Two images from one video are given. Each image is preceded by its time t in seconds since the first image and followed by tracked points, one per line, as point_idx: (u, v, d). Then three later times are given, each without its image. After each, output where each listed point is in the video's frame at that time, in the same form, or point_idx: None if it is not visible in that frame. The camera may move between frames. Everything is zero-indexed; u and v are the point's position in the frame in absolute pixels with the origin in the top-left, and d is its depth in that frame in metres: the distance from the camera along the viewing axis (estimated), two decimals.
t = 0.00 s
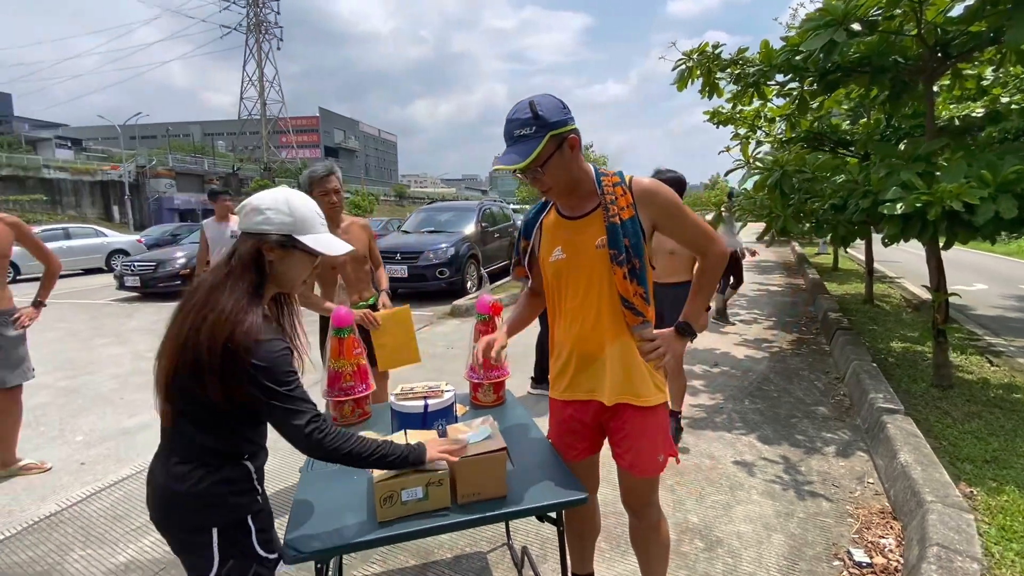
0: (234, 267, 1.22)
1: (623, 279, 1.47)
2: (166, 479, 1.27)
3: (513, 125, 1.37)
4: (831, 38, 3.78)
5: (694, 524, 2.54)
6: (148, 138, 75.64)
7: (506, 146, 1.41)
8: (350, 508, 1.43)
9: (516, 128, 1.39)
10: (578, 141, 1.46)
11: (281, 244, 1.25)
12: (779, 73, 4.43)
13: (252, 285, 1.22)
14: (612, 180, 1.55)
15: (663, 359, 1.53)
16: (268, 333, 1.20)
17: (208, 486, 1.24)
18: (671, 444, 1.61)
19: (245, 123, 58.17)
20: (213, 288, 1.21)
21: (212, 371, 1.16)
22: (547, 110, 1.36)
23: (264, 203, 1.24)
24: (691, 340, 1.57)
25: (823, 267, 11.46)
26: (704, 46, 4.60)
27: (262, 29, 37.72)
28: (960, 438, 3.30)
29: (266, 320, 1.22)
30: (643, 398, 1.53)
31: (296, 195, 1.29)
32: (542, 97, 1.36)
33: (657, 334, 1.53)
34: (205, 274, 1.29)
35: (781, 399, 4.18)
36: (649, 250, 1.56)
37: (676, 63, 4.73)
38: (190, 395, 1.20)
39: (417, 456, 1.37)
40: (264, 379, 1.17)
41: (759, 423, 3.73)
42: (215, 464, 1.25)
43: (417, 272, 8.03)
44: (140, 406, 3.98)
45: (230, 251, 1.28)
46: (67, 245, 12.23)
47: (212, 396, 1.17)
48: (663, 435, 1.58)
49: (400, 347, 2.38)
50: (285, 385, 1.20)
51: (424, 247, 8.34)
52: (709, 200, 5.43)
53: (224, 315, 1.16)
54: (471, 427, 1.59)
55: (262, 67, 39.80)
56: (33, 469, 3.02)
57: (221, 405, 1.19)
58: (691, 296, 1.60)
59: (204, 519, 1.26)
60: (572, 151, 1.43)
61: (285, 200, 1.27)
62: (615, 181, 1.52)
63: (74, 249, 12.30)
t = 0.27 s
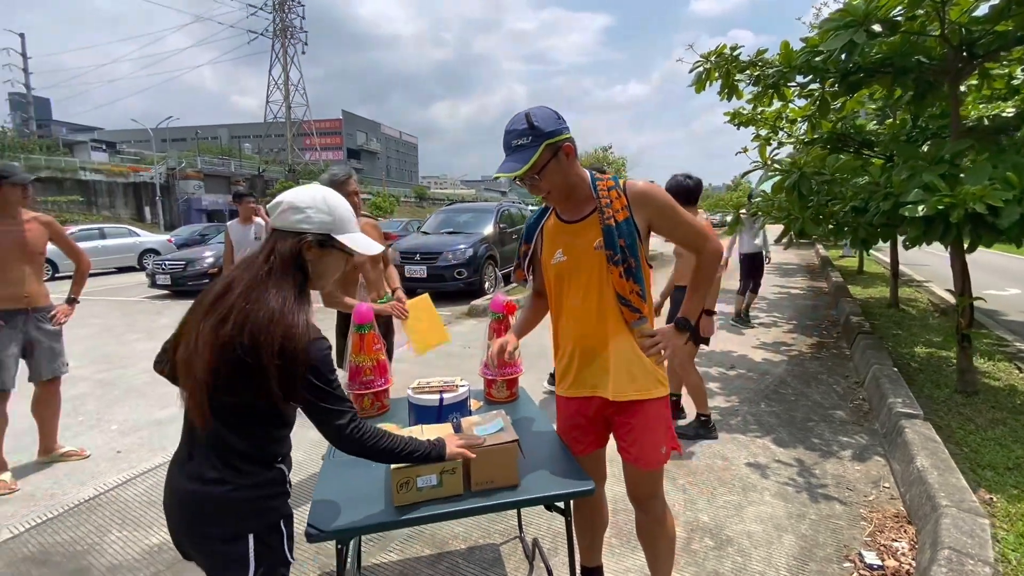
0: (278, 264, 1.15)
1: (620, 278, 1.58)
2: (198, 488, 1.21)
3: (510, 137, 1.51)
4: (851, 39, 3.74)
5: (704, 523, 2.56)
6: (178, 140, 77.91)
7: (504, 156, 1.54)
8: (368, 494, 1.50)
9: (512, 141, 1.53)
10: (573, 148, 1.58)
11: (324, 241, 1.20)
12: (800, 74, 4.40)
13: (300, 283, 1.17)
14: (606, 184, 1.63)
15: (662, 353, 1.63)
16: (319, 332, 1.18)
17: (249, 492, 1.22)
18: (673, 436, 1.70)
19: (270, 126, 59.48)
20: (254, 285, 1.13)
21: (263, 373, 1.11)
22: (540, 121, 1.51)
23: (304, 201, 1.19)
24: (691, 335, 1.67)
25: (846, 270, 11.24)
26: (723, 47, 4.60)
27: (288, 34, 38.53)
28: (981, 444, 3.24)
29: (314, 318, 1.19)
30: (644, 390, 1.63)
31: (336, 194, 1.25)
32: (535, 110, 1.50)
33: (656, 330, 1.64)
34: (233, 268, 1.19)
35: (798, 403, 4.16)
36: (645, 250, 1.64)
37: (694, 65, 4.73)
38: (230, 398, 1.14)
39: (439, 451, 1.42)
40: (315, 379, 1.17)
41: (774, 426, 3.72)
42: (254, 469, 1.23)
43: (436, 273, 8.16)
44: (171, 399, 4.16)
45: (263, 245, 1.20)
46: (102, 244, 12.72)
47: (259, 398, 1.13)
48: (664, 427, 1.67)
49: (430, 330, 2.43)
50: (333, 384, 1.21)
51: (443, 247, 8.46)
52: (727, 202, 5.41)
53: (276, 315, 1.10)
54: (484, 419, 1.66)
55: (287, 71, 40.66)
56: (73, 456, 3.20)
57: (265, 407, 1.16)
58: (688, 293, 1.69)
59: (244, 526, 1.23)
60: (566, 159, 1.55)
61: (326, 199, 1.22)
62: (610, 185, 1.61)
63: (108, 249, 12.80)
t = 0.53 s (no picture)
0: (293, 264, 1.20)
1: (621, 277, 1.61)
2: (223, 488, 1.25)
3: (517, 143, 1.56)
4: (871, 39, 3.69)
5: (714, 525, 2.57)
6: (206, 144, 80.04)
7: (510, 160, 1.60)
8: (378, 488, 1.56)
9: (518, 147, 1.59)
10: (576, 153, 1.65)
11: (335, 241, 1.25)
12: (819, 75, 4.34)
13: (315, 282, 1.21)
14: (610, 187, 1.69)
15: (665, 352, 1.68)
16: (337, 328, 1.23)
17: (274, 489, 1.27)
18: (675, 434, 1.75)
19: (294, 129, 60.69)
20: (271, 286, 1.17)
21: (287, 370, 1.15)
22: (545, 127, 1.57)
23: (318, 203, 1.23)
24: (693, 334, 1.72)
25: (872, 274, 10.98)
26: (740, 49, 4.57)
27: (311, 39, 39.24)
28: (1005, 453, 3.16)
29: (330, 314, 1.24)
30: (648, 388, 1.67)
31: (348, 197, 1.29)
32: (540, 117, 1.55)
33: (660, 330, 1.70)
34: (246, 271, 1.22)
35: (815, 408, 4.10)
36: (647, 251, 1.68)
37: (710, 67, 4.71)
38: (254, 398, 1.18)
39: (448, 449, 1.46)
40: (336, 373, 1.22)
41: (789, 430, 3.68)
42: (278, 466, 1.28)
43: (453, 274, 8.24)
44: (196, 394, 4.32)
45: (274, 247, 1.24)
46: (134, 245, 13.17)
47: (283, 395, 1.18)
48: (667, 426, 1.71)
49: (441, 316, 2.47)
50: (351, 378, 1.27)
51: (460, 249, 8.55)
52: (745, 204, 5.36)
53: (295, 314, 1.15)
54: (492, 417, 1.70)
55: (311, 75, 41.44)
56: (104, 446, 3.36)
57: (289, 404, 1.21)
58: (691, 294, 1.75)
59: (270, 522, 1.28)
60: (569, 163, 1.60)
61: (337, 202, 1.27)
62: (612, 188, 1.67)
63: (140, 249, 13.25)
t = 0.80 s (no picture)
0: (284, 265, 1.22)
1: (621, 281, 1.60)
2: (225, 488, 1.24)
3: (518, 144, 1.56)
4: (889, 38, 3.60)
5: (720, 534, 2.53)
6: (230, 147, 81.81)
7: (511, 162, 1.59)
8: (375, 490, 1.57)
9: (519, 150, 1.58)
10: (578, 157, 1.63)
11: (327, 241, 1.27)
12: (836, 76, 4.24)
13: (307, 282, 1.23)
14: (611, 193, 1.67)
15: (666, 357, 1.67)
16: (331, 328, 1.24)
17: (275, 489, 1.26)
18: (675, 442, 1.72)
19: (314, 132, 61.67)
20: (263, 288, 1.19)
21: (281, 371, 1.17)
22: (546, 131, 1.55)
23: (312, 204, 1.25)
24: (694, 340, 1.70)
25: (895, 278, 10.70)
26: (755, 50, 4.50)
27: (332, 43, 39.82)
28: None
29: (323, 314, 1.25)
30: (647, 394, 1.66)
31: (341, 198, 1.31)
32: (544, 120, 1.56)
33: (660, 335, 1.69)
34: (240, 275, 1.25)
35: (830, 415, 4.01)
36: (648, 255, 1.66)
37: (725, 68, 4.64)
38: (250, 400, 1.18)
39: (443, 454, 1.46)
40: (331, 372, 1.23)
41: (802, 438, 3.60)
42: (279, 466, 1.27)
43: (466, 276, 8.27)
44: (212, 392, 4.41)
45: (266, 250, 1.26)
46: (158, 245, 13.52)
47: (279, 396, 1.18)
48: (667, 433, 1.69)
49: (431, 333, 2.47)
50: (346, 377, 1.27)
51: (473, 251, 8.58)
52: (760, 207, 5.28)
53: (287, 314, 1.16)
54: (489, 421, 1.71)
55: (331, 79, 42.08)
56: (122, 442, 3.46)
57: (285, 405, 1.20)
58: (692, 300, 1.72)
59: (271, 522, 1.27)
60: (571, 165, 1.60)
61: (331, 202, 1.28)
62: (614, 193, 1.66)
63: (164, 249, 13.60)
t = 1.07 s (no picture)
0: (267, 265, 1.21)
1: (617, 285, 1.55)
2: (212, 489, 1.23)
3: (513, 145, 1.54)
4: (906, 34, 3.49)
5: (724, 543, 2.46)
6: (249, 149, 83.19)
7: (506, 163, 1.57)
8: (364, 493, 1.56)
9: (514, 150, 1.54)
10: (574, 156, 1.59)
11: (312, 241, 1.26)
12: (852, 74, 4.12)
13: (289, 283, 1.22)
14: (609, 194, 1.63)
15: (665, 362, 1.61)
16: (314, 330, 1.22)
17: (261, 491, 1.25)
18: (672, 448, 1.67)
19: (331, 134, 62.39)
20: (245, 289, 1.18)
21: (262, 373, 1.15)
22: (541, 130, 1.51)
23: (296, 204, 1.24)
24: (693, 345, 1.65)
25: (916, 281, 10.42)
26: (767, 48, 4.41)
27: (348, 46, 40.26)
28: None
29: (306, 315, 1.23)
30: (644, 400, 1.60)
31: (327, 196, 1.30)
32: (538, 119, 1.53)
33: (658, 339, 1.63)
34: (224, 276, 1.24)
35: (843, 422, 3.90)
36: (646, 258, 1.62)
37: (736, 67, 4.56)
38: (233, 402, 1.17)
39: (431, 460, 1.44)
40: (314, 374, 1.21)
41: (813, 445, 3.51)
42: (265, 467, 1.26)
43: (476, 277, 8.27)
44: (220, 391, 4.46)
45: (250, 250, 1.26)
46: (177, 246, 13.78)
47: (261, 399, 1.17)
48: (664, 439, 1.63)
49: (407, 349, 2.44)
50: (330, 379, 1.25)
51: (484, 252, 8.57)
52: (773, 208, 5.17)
53: (268, 315, 1.15)
54: (480, 425, 1.68)
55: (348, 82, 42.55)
56: (130, 440, 3.51)
57: (267, 407, 1.19)
58: (691, 302, 1.66)
59: (257, 523, 1.25)
60: (567, 165, 1.56)
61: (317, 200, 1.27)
62: (612, 194, 1.61)
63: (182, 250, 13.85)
